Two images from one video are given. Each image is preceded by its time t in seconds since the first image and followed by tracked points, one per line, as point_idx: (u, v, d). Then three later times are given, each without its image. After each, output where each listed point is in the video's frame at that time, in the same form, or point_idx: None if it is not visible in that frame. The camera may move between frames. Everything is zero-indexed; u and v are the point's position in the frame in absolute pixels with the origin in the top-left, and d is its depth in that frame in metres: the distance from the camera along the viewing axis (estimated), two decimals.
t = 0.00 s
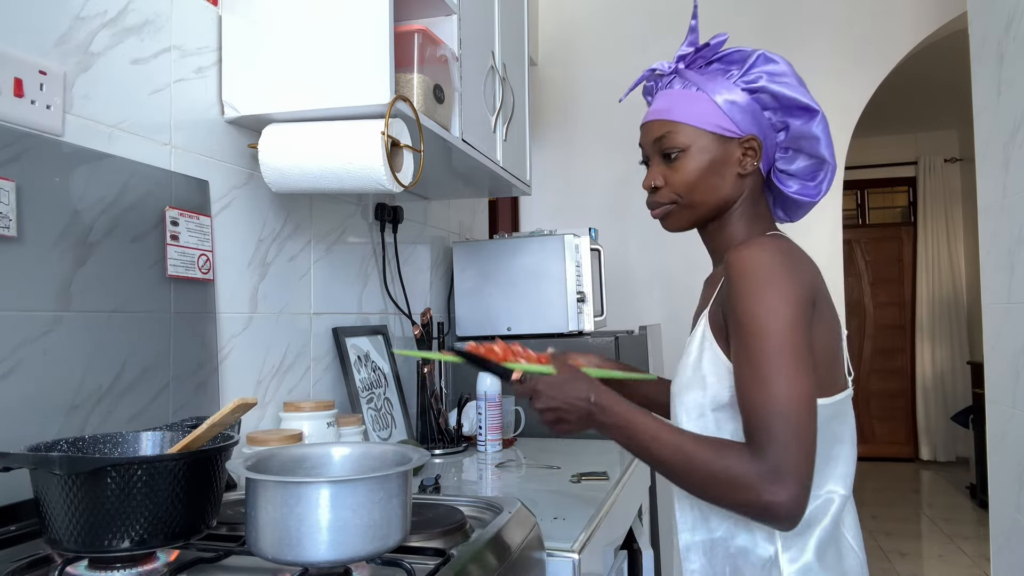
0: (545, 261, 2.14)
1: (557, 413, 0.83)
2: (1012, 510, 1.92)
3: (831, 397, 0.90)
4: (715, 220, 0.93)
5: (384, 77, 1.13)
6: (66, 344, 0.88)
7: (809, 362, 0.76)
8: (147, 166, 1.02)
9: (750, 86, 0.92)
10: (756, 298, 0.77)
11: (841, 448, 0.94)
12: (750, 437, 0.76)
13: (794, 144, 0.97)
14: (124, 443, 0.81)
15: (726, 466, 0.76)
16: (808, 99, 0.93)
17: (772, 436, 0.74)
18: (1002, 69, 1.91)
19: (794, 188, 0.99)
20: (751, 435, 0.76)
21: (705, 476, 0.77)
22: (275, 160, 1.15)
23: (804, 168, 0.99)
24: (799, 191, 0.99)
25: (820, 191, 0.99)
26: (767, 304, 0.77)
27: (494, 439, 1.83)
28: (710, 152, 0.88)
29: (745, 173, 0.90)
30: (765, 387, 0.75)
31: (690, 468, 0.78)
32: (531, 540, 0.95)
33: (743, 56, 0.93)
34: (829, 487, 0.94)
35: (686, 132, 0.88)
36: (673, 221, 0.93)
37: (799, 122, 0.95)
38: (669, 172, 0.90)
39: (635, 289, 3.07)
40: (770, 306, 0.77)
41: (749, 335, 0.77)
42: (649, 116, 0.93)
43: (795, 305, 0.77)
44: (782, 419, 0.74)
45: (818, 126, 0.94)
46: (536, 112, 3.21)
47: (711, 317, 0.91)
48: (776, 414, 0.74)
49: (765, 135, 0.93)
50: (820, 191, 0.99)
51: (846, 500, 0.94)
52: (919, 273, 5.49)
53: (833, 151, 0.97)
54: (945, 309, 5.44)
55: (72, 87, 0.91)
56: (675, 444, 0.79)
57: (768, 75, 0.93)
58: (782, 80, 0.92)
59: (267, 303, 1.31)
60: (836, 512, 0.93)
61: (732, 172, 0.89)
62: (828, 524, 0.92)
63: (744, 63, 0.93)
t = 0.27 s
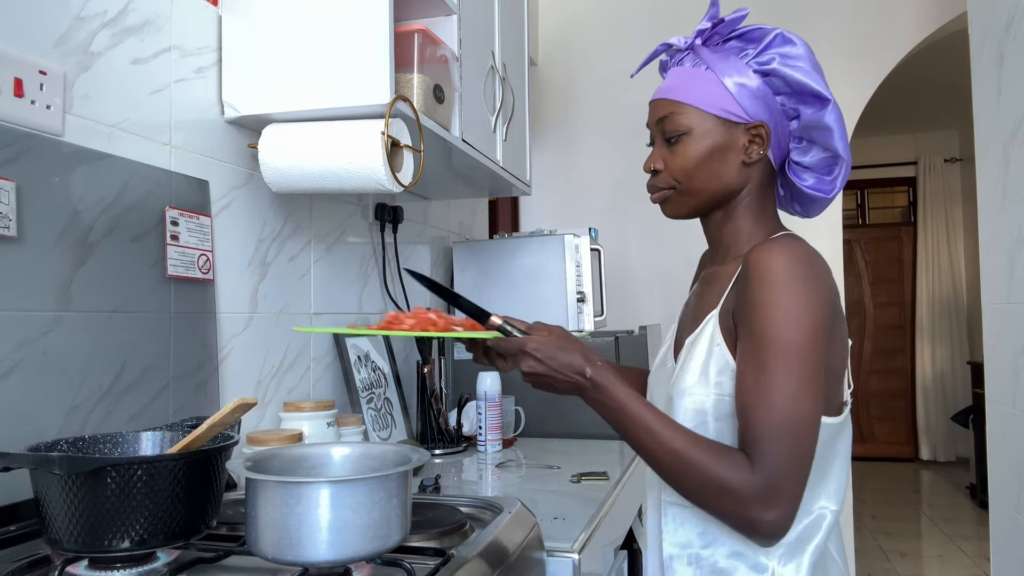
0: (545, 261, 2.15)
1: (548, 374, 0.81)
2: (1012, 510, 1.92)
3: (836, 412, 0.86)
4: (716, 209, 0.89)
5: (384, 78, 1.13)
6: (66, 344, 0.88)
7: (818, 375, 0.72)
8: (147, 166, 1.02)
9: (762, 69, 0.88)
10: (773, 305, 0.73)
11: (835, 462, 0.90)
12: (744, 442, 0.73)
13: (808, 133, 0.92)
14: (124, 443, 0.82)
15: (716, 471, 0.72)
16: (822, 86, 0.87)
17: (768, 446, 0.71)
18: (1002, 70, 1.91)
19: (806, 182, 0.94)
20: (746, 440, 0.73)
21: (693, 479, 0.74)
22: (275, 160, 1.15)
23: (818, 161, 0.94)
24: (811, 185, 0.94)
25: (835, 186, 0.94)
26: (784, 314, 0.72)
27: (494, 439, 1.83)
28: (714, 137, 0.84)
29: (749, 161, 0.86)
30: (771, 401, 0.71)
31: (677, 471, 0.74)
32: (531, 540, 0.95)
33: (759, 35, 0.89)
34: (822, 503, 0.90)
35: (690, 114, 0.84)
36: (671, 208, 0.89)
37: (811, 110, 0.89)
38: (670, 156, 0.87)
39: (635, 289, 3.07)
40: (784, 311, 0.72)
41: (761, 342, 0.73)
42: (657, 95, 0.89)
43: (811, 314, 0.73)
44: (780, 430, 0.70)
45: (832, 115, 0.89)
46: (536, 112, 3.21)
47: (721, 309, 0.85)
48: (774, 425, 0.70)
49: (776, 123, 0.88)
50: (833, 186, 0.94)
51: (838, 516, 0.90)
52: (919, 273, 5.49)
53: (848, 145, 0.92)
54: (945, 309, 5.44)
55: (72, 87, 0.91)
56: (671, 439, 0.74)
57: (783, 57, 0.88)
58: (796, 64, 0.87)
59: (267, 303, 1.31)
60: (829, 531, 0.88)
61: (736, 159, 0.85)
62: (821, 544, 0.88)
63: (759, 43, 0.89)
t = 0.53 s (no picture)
0: (545, 261, 2.15)
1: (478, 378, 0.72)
2: (1012, 510, 1.92)
3: (828, 422, 0.83)
4: (711, 202, 0.88)
5: (385, 78, 1.13)
6: (66, 344, 0.88)
7: (795, 392, 0.70)
8: (147, 167, 1.02)
9: (777, 61, 0.87)
10: (765, 309, 0.72)
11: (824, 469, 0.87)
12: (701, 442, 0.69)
13: (816, 134, 0.91)
14: (124, 443, 0.82)
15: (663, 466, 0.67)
16: (836, 86, 0.87)
17: (726, 447, 0.67)
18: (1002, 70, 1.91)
19: (808, 185, 0.93)
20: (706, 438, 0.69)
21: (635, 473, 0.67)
22: (275, 160, 1.15)
23: (823, 165, 0.93)
24: (813, 188, 0.93)
25: (837, 193, 0.93)
26: (774, 321, 0.72)
27: (494, 439, 1.83)
28: (719, 127, 0.84)
29: (752, 156, 0.86)
30: (742, 403, 0.69)
31: (626, 474, 0.68)
32: (531, 540, 0.95)
33: (779, 26, 0.88)
34: (810, 510, 0.87)
35: (697, 102, 0.84)
36: (666, 196, 0.89)
37: (822, 110, 0.89)
38: (671, 143, 0.86)
39: (635, 289, 3.07)
40: (775, 317, 0.72)
41: (746, 345, 0.71)
42: (664, 77, 0.89)
43: (800, 328, 0.72)
44: (745, 434, 0.68)
45: (842, 117, 0.88)
46: (536, 112, 3.21)
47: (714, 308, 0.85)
48: (742, 428, 0.68)
49: (784, 119, 0.87)
50: (834, 193, 0.93)
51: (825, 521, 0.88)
52: (919, 273, 5.49)
53: (855, 151, 0.91)
54: (945, 309, 5.44)
55: (72, 87, 0.91)
56: (619, 438, 0.68)
57: (800, 51, 0.87)
58: (812, 60, 0.87)
59: (267, 303, 1.31)
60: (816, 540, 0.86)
61: (738, 153, 0.85)
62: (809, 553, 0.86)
63: (778, 34, 0.88)
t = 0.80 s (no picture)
0: (545, 262, 2.15)
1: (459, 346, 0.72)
2: (1012, 510, 1.92)
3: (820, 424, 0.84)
4: (707, 199, 0.89)
5: (385, 78, 1.13)
6: (67, 344, 0.88)
7: (768, 394, 0.72)
8: (147, 167, 1.02)
9: (780, 58, 0.87)
10: (756, 306, 0.72)
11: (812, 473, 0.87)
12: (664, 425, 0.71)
13: (816, 134, 0.91)
14: (124, 443, 0.81)
15: (622, 446, 0.69)
16: (839, 85, 0.86)
17: (687, 436, 0.69)
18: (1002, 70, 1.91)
19: (807, 186, 0.93)
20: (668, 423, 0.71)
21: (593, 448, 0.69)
22: (275, 160, 1.15)
23: (823, 166, 0.92)
24: (812, 190, 0.93)
25: (835, 195, 0.93)
26: (763, 320, 0.72)
27: (494, 439, 1.83)
28: (718, 124, 0.84)
29: (751, 154, 0.86)
30: (716, 396, 0.70)
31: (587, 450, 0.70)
32: (531, 540, 0.96)
33: (784, 22, 0.88)
34: (797, 513, 0.87)
35: (697, 96, 0.84)
36: (662, 191, 0.89)
37: (824, 109, 0.89)
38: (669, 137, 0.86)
39: (635, 289, 3.07)
40: (762, 317, 0.72)
41: (731, 340, 0.72)
42: (666, 69, 0.89)
43: (785, 331, 0.72)
44: (710, 428, 0.69)
45: (844, 117, 0.88)
46: (536, 112, 3.21)
47: (708, 303, 0.86)
48: (709, 420, 0.69)
49: (785, 117, 0.87)
50: (833, 196, 0.93)
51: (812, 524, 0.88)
52: (919, 273, 5.49)
53: (855, 153, 0.90)
54: (945, 309, 5.44)
55: (72, 87, 0.91)
56: (587, 418, 0.69)
57: (804, 48, 0.87)
58: (816, 58, 0.87)
59: (267, 303, 1.31)
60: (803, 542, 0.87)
61: (737, 150, 0.85)
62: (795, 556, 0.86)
63: (783, 30, 0.88)
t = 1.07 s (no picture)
0: (545, 261, 2.15)
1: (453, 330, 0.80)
2: (1012, 510, 1.92)
3: (814, 425, 0.84)
4: (705, 195, 0.89)
5: (385, 78, 1.13)
6: (67, 344, 0.88)
7: (753, 390, 0.72)
8: (147, 167, 1.02)
9: (785, 56, 0.87)
10: (748, 300, 0.72)
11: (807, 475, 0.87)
12: (644, 416, 0.72)
13: (818, 135, 0.90)
14: (124, 443, 0.82)
15: (599, 435, 0.71)
16: (842, 86, 0.86)
17: (668, 428, 0.70)
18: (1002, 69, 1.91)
19: (808, 188, 0.92)
20: (649, 414, 0.72)
21: (571, 435, 0.71)
22: (275, 160, 1.15)
23: (824, 168, 0.92)
24: (813, 192, 0.92)
25: (836, 199, 0.92)
26: (754, 315, 0.72)
27: (494, 439, 1.83)
28: (719, 120, 0.84)
29: (751, 152, 0.85)
30: (699, 388, 0.70)
31: (563, 433, 0.72)
32: (531, 540, 0.96)
33: (791, 19, 0.87)
34: (791, 517, 0.87)
35: (699, 92, 0.84)
36: (660, 186, 0.90)
37: (826, 110, 0.88)
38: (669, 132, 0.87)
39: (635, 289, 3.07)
40: (751, 314, 0.72)
41: (720, 333, 0.72)
42: (671, 63, 0.89)
43: (774, 329, 0.72)
44: (692, 422, 0.70)
45: (846, 119, 0.87)
46: (536, 112, 3.21)
47: (701, 299, 0.86)
48: (690, 411, 0.70)
49: (786, 116, 0.87)
50: (833, 199, 0.92)
51: (805, 528, 0.88)
52: (919, 273, 5.49)
53: (857, 156, 0.89)
54: (944, 309, 5.44)
55: (72, 87, 0.91)
56: (566, 403, 0.72)
57: (809, 47, 0.87)
58: (821, 57, 0.86)
59: (268, 302, 1.31)
60: (796, 545, 0.87)
61: (737, 147, 0.85)
62: (788, 559, 0.87)
63: (789, 27, 0.87)
